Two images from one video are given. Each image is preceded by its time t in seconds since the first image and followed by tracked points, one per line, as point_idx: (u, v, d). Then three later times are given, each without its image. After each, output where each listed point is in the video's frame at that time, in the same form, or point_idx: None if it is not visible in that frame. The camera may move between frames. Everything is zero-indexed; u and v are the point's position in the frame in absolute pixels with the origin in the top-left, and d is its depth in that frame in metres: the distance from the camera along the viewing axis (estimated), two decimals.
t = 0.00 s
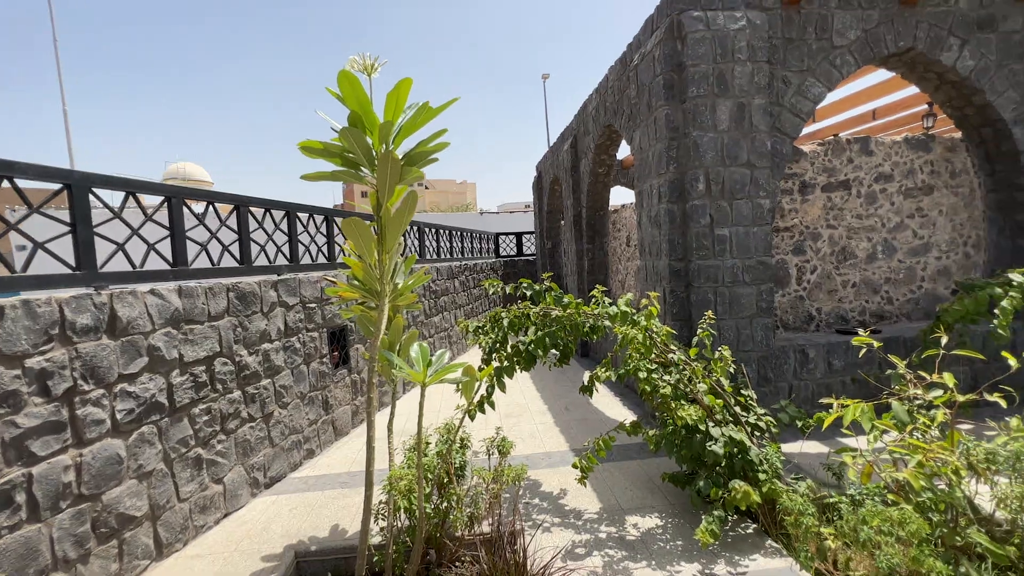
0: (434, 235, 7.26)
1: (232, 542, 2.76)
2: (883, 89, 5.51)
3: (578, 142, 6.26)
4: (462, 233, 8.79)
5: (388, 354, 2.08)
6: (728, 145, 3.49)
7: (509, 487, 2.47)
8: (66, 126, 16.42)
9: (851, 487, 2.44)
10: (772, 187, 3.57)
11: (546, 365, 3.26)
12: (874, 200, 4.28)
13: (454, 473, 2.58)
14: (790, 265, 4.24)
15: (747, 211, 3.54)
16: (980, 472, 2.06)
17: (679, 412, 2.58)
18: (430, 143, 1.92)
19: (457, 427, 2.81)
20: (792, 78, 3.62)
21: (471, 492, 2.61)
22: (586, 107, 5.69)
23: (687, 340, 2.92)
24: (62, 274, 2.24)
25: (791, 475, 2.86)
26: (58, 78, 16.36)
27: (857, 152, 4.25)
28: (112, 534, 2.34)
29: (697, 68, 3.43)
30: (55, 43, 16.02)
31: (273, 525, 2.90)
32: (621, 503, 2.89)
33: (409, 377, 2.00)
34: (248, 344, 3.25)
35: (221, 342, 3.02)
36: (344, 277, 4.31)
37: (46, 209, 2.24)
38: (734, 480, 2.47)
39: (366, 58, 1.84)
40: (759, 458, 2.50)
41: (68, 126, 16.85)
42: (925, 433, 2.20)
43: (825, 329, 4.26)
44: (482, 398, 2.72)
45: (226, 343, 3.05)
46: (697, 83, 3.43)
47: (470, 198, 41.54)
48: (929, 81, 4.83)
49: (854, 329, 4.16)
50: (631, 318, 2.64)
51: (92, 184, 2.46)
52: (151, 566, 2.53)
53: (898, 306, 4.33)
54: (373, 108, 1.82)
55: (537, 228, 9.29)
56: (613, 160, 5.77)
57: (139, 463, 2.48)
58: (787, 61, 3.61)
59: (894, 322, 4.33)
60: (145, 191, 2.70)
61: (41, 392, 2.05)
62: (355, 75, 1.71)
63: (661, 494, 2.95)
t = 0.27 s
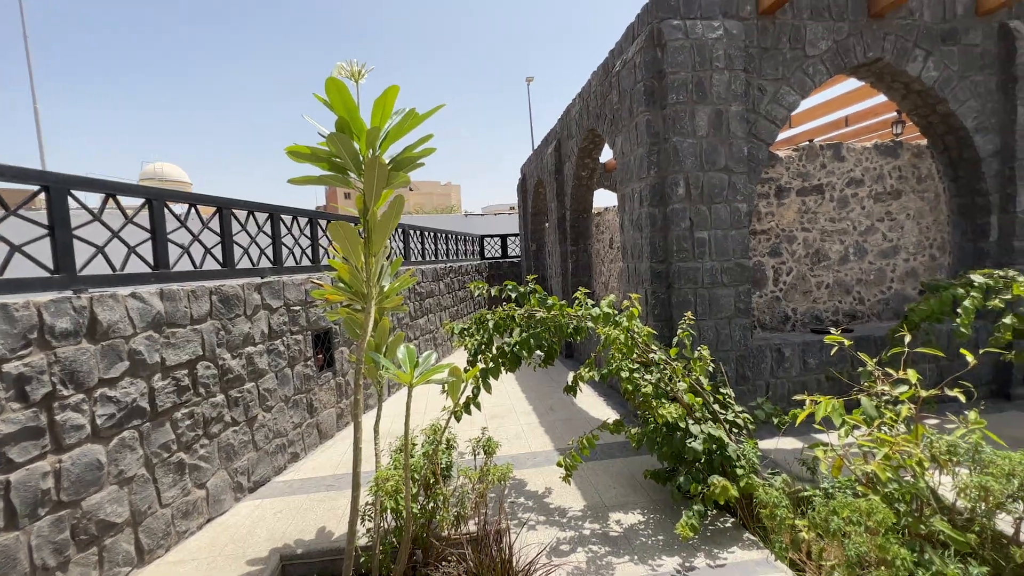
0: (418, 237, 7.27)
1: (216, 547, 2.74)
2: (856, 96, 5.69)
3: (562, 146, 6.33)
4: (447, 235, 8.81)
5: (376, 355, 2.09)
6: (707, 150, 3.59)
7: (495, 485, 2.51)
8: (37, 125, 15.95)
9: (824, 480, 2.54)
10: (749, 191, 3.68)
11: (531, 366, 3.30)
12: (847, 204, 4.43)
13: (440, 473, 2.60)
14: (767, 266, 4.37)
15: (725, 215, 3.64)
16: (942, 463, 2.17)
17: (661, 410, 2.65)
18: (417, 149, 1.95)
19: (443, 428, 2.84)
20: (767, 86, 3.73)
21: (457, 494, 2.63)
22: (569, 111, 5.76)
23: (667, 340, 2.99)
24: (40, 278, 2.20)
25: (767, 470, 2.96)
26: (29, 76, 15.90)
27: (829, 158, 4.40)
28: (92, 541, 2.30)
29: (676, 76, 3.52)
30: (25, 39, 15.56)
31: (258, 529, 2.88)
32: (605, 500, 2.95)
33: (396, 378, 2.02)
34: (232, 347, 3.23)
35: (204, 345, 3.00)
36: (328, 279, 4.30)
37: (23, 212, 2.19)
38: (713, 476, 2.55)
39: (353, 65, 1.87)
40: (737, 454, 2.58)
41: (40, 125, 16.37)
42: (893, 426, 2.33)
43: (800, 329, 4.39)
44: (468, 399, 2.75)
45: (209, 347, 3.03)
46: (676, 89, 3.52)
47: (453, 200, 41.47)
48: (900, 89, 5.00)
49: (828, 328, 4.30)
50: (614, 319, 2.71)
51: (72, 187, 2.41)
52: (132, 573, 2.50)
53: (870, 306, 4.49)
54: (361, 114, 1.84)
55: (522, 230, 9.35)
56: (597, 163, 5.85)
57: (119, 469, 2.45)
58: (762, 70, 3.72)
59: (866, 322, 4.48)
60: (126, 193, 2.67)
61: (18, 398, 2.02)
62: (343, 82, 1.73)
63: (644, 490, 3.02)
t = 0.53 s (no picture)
0: (409, 239, 7.28)
1: (205, 550, 2.74)
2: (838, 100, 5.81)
3: (551, 148, 6.39)
4: (437, 237, 8.82)
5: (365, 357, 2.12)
6: (692, 154, 3.66)
7: (484, 485, 2.54)
8: (20, 125, 15.68)
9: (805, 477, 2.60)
10: (734, 194, 3.75)
11: (520, 367, 3.33)
12: (829, 206, 4.53)
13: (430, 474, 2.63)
14: (752, 268, 4.45)
15: (711, 217, 3.70)
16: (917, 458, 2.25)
17: (647, 410, 2.70)
18: (405, 154, 1.98)
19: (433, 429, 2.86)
20: (751, 91, 3.81)
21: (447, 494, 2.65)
22: (558, 114, 5.82)
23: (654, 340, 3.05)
24: (26, 282, 2.18)
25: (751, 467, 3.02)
26: (11, 75, 15.63)
27: (812, 162, 4.50)
28: (79, 546, 2.29)
29: (661, 81, 3.58)
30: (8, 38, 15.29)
31: (247, 533, 2.88)
32: (593, 499, 2.99)
33: (386, 380, 2.05)
34: (221, 350, 3.23)
35: (193, 349, 3.00)
36: (318, 282, 4.30)
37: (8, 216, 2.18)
38: (698, 474, 2.60)
39: (342, 72, 1.89)
40: (721, 452, 2.65)
41: (23, 125, 16.09)
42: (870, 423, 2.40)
43: (785, 329, 4.48)
44: (458, 400, 2.78)
45: (197, 350, 3.02)
46: (662, 95, 3.59)
47: (443, 202, 41.41)
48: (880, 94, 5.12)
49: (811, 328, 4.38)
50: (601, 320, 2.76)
51: (58, 191, 2.40)
52: None
53: (852, 307, 4.59)
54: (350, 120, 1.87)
55: (512, 232, 9.39)
56: (585, 166, 5.91)
57: (107, 473, 2.44)
58: (746, 75, 3.80)
59: (849, 322, 4.58)
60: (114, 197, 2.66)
61: (4, 403, 2.01)
62: (332, 89, 1.76)
63: (631, 489, 3.07)
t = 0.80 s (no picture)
0: (405, 240, 7.30)
1: (203, 550, 2.76)
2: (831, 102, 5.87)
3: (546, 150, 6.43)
4: (434, 238, 8.85)
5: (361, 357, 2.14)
6: (685, 156, 3.70)
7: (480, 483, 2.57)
8: (15, 128, 15.61)
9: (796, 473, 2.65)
10: (726, 195, 3.79)
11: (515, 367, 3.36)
12: (820, 207, 4.58)
13: (427, 473, 2.66)
14: (745, 268, 4.50)
15: (704, 218, 3.75)
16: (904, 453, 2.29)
17: (640, 408, 2.74)
18: (401, 158, 2.01)
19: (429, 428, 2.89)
20: (743, 94, 3.86)
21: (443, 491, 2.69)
22: (553, 116, 5.86)
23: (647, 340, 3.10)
24: (24, 284, 2.20)
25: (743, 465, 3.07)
26: (6, 77, 15.62)
27: (803, 163, 4.56)
28: (78, 546, 2.31)
29: (654, 84, 3.63)
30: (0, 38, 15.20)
31: (245, 533, 2.90)
32: (588, 496, 3.03)
33: (382, 379, 2.08)
34: (218, 351, 3.25)
35: (190, 350, 3.02)
36: (314, 283, 4.32)
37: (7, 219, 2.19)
38: (691, 471, 2.64)
39: (339, 77, 1.93)
40: (713, 449, 2.69)
41: (17, 127, 16.03)
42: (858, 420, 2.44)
43: (777, 328, 4.53)
44: (454, 400, 2.80)
45: (195, 351, 3.05)
46: (655, 97, 3.63)
47: (440, 203, 41.42)
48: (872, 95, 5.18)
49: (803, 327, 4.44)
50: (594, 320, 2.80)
51: (56, 194, 2.42)
52: None
53: (843, 306, 4.64)
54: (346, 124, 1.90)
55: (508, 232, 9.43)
56: (581, 167, 5.95)
57: (106, 473, 2.46)
58: (738, 78, 3.85)
59: (841, 321, 4.63)
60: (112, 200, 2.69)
61: (4, 404, 2.03)
62: (329, 94, 1.80)
63: (626, 486, 3.11)
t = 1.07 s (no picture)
0: (408, 240, 7.35)
1: (210, 545, 2.80)
2: (833, 100, 5.87)
3: (548, 150, 6.46)
4: (437, 238, 8.90)
5: (364, 355, 2.18)
6: (686, 156, 3.73)
7: (482, 479, 2.61)
8: (20, 130, 15.74)
9: (796, 470, 2.67)
10: (726, 194, 3.82)
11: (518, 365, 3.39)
12: (821, 206, 4.60)
13: (430, 469, 2.69)
14: (746, 267, 4.53)
15: (704, 217, 3.77)
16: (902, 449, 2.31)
17: (640, 405, 2.78)
18: (403, 159, 2.05)
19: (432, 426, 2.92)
20: (743, 93, 3.88)
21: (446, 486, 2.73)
22: (555, 116, 5.89)
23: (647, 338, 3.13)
24: (36, 285, 2.25)
25: (743, 462, 3.10)
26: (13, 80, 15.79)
27: (804, 161, 4.57)
28: (89, 541, 2.36)
29: (655, 84, 3.65)
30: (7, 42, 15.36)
31: (252, 529, 2.95)
32: (589, 493, 3.06)
33: (386, 376, 2.11)
34: (224, 350, 3.30)
35: (197, 349, 3.07)
36: (319, 283, 4.38)
37: (19, 221, 2.24)
38: (691, 467, 2.67)
39: (342, 81, 1.97)
40: (713, 445, 2.72)
41: (24, 130, 16.15)
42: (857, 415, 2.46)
43: (778, 326, 4.55)
44: (456, 398, 2.83)
45: (202, 350, 3.10)
46: (655, 97, 3.66)
47: (443, 203, 41.49)
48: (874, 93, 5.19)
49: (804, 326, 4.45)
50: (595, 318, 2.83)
51: (66, 196, 2.47)
52: (128, 573, 2.56)
53: (845, 304, 4.66)
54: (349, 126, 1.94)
55: (511, 232, 9.46)
56: (582, 167, 5.98)
57: (115, 470, 2.51)
58: (738, 77, 3.87)
59: (842, 319, 4.64)
60: (120, 202, 2.73)
61: (17, 401, 2.07)
62: (333, 97, 1.84)
63: (626, 483, 3.14)
